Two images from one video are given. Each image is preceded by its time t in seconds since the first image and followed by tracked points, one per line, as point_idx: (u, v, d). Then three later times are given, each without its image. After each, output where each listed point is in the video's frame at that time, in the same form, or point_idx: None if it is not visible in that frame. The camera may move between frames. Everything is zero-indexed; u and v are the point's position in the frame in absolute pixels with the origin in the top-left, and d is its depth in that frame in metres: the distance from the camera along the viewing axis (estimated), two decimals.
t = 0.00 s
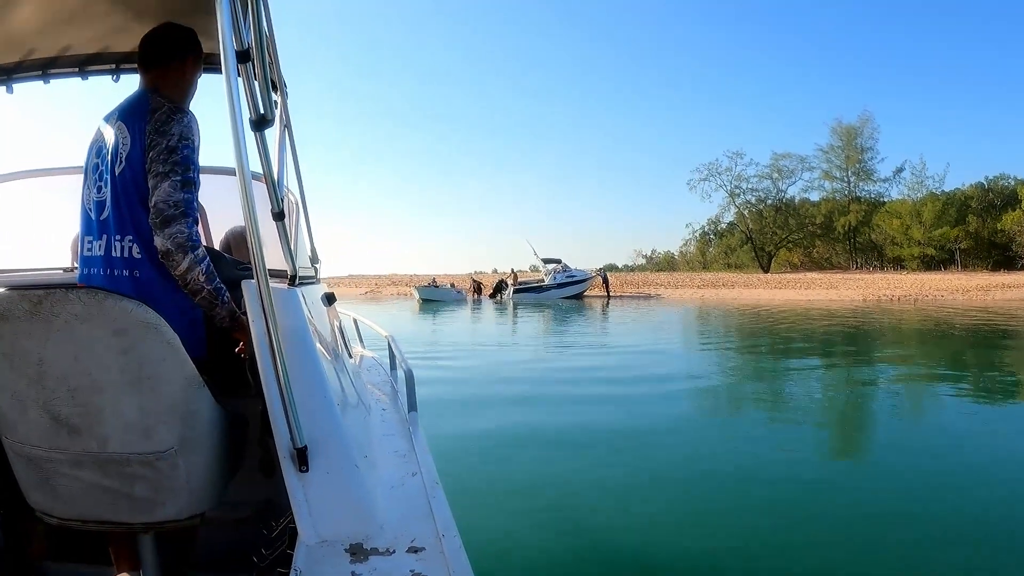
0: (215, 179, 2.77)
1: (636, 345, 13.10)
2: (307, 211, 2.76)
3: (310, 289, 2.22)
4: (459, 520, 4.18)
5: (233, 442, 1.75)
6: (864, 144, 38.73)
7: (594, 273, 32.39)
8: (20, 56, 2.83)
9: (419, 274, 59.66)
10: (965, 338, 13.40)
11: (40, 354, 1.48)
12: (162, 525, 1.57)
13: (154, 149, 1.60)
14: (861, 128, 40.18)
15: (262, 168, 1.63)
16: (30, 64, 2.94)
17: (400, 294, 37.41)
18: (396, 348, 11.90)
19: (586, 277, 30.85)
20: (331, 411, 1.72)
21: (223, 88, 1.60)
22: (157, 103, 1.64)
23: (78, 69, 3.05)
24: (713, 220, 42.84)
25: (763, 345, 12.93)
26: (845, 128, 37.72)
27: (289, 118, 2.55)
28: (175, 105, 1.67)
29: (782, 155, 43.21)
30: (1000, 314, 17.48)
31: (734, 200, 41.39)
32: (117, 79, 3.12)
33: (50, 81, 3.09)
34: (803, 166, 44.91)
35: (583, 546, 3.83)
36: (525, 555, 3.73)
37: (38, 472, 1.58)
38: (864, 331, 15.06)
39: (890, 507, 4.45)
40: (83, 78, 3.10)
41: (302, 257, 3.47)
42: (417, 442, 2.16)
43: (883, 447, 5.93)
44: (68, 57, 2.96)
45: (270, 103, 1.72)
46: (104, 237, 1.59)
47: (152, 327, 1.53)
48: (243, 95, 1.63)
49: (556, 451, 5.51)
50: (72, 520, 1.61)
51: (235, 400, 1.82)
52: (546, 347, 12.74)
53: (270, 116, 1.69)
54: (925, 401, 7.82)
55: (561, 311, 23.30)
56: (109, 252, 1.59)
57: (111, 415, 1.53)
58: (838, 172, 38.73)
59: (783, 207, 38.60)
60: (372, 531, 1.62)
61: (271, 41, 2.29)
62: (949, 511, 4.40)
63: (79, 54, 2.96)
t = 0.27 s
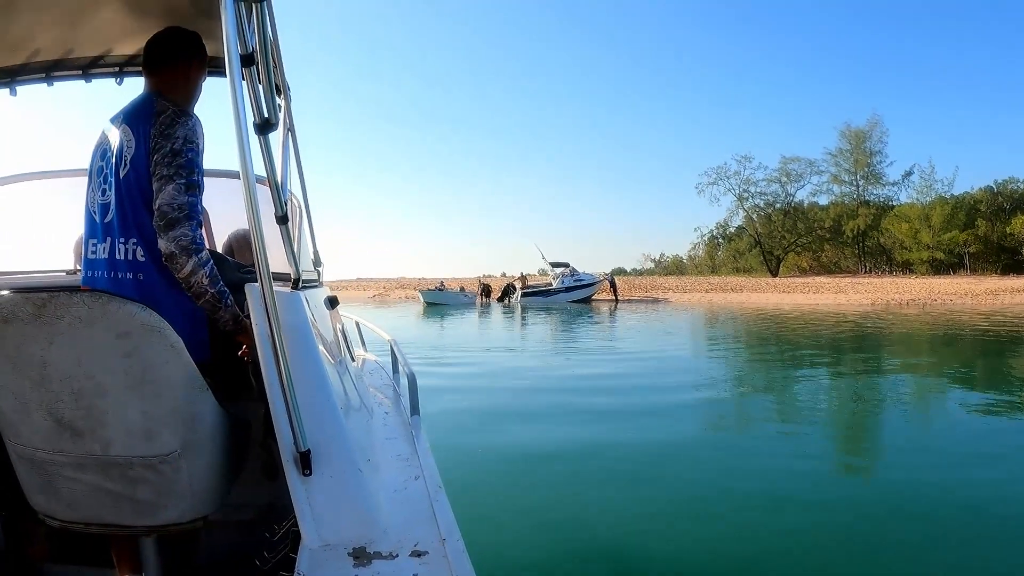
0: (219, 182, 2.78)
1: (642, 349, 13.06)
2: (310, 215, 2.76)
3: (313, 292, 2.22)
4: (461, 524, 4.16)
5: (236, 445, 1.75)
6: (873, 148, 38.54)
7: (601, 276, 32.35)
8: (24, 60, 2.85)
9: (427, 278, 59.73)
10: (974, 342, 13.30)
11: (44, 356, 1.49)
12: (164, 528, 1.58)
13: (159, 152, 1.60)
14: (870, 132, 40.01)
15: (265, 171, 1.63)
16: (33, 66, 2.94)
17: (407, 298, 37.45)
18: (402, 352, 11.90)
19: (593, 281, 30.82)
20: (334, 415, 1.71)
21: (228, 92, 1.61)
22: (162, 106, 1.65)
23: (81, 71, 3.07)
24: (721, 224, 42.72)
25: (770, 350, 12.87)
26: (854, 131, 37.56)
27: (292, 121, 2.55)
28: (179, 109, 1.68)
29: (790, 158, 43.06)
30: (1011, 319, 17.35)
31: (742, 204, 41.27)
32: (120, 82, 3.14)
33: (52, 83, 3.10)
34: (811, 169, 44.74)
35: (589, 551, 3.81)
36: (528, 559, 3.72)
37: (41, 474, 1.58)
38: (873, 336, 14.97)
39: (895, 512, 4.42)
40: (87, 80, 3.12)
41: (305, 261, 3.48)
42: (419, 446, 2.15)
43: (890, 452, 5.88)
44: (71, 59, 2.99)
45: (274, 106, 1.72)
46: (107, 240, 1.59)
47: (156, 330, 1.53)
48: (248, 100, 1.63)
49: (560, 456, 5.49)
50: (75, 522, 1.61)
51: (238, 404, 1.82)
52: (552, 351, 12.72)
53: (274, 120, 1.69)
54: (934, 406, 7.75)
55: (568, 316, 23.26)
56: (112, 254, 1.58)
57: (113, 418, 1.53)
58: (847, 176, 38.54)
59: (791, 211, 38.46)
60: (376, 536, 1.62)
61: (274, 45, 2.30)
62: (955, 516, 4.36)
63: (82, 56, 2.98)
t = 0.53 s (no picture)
0: (214, 186, 2.79)
1: (644, 351, 13.05)
2: (305, 218, 2.76)
3: (308, 295, 2.22)
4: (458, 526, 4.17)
5: (233, 449, 1.75)
6: (875, 147, 38.49)
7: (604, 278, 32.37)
8: (17, 64, 2.87)
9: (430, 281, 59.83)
10: (977, 342, 13.28)
11: (40, 360, 1.49)
12: (161, 531, 1.58)
13: (153, 156, 1.61)
14: (872, 132, 39.97)
15: (260, 174, 1.63)
16: (28, 70, 2.96)
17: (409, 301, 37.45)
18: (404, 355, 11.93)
19: (596, 283, 30.79)
20: (330, 418, 1.71)
21: (221, 95, 1.61)
22: (156, 109, 1.65)
23: (76, 76, 3.08)
24: (723, 225, 42.67)
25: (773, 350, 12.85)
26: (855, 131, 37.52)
27: (287, 123, 2.56)
28: (174, 112, 1.68)
29: (792, 159, 43.03)
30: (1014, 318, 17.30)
31: (744, 205, 41.23)
32: (115, 86, 3.15)
33: (48, 88, 3.12)
34: (813, 170, 44.73)
35: (590, 553, 3.81)
36: (528, 562, 3.72)
37: (38, 479, 1.58)
38: (876, 336, 14.96)
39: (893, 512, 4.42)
40: (81, 84, 3.13)
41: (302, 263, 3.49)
42: (415, 448, 2.15)
43: (892, 453, 5.86)
44: (65, 63, 3.00)
45: (268, 109, 1.72)
46: (103, 243, 1.60)
47: (151, 334, 1.53)
48: (242, 103, 1.63)
49: (560, 458, 5.49)
50: (71, 527, 1.61)
51: (234, 408, 1.82)
52: (554, 353, 12.72)
53: (268, 122, 1.69)
54: (936, 406, 7.73)
55: (570, 318, 23.24)
56: (108, 258, 1.59)
57: (109, 423, 1.53)
58: (849, 176, 38.50)
59: (794, 211, 38.44)
60: (372, 538, 1.61)
61: (269, 48, 2.31)
62: (957, 516, 4.35)
63: (76, 60, 2.99)
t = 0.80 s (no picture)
0: (210, 194, 2.79)
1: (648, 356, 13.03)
2: (301, 225, 2.77)
3: (305, 302, 2.22)
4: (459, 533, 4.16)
5: (230, 457, 1.75)
6: (877, 149, 38.44)
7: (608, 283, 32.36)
8: (12, 72, 2.89)
9: (435, 288, 59.82)
10: (981, 343, 13.25)
11: (37, 369, 1.49)
12: (158, 539, 1.58)
13: (149, 163, 1.61)
14: (874, 133, 39.93)
15: (255, 181, 1.63)
16: (23, 78, 2.98)
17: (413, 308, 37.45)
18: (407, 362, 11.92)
19: (600, 288, 30.77)
20: (326, 425, 1.71)
21: (216, 102, 1.61)
22: (151, 117, 1.66)
23: (71, 83, 3.10)
24: (726, 229, 42.62)
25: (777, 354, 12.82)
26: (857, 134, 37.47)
27: (282, 132, 2.58)
28: (169, 119, 1.69)
29: (794, 162, 43.00)
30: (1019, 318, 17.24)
31: (747, 208, 41.19)
32: (110, 93, 3.16)
33: (43, 96, 3.14)
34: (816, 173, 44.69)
35: (593, 559, 3.80)
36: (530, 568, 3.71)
37: (35, 487, 1.58)
38: (880, 338, 14.92)
39: (893, 515, 4.41)
40: (77, 92, 3.15)
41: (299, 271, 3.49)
42: (413, 454, 2.15)
43: (896, 456, 5.84)
44: (60, 71, 3.02)
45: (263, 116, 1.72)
46: (100, 251, 1.60)
47: (149, 341, 1.54)
48: (236, 110, 1.64)
49: (562, 464, 5.47)
50: (68, 535, 1.61)
51: (231, 414, 1.82)
52: (557, 359, 12.69)
53: (263, 129, 1.70)
54: (941, 409, 7.70)
55: (573, 323, 23.21)
56: (105, 266, 1.60)
57: (107, 430, 1.53)
58: (852, 178, 38.42)
59: (797, 214, 38.40)
60: (369, 544, 1.61)
61: (263, 56, 2.32)
62: (962, 519, 4.33)
63: (71, 68, 3.01)
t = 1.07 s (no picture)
0: (212, 196, 2.79)
1: (655, 359, 12.98)
2: (302, 227, 2.76)
3: (307, 304, 2.21)
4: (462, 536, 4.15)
5: (232, 459, 1.75)
6: (886, 151, 38.23)
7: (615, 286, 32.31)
8: (14, 74, 2.90)
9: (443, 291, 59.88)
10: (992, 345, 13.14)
11: (39, 371, 1.49)
12: (159, 542, 1.57)
13: (152, 165, 1.61)
14: (883, 135, 39.74)
15: (258, 183, 1.63)
16: (25, 80, 2.99)
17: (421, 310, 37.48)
18: (414, 365, 11.92)
19: (608, 291, 30.73)
20: (329, 427, 1.70)
21: (219, 105, 1.61)
22: (154, 119, 1.66)
23: (73, 85, 3.11)
24: (734, 231, 42.48)
25: (785, 357, 12.75)
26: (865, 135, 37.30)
27: (284, 134, 2.58)
28: (172, 121, 1.69)
29: (802, 164, 42.85)
30: None
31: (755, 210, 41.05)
32: (112, 95, 3.17)
33: (44, 98, 3.15)
34: (824, 175, 44.50)
35: (598, 562, 3.79)
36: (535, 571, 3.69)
37: (37, 489, 1.58)
38: (890, 341, 14.83)
39: (900, 518, 4.37)
40: (79, 94, 3.16)
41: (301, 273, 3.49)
42: (415, 456, 2.14)
43: (905, 459, 5.79)
44: (62, 73, 3.03)
45: (265, 119, 1.72)
46: (102, 253, 1.60)
47: (151, 344, 1.54)
48: (239, 112, 1.64)
49: (567, 467, 5.46)
50: (70, 538, 1.61)
51: (233, 417, 1.82)
52: (564, 362, 12.66)
53: (266, 132, 1.70)
54: (951, 411, 7.64)
55: (581, 326, 23.17)
56: (106, 268, 1.59)
57: (108, 432, 1.53)
58: (860, 180, 38.23)
59: (805, 216, 38.24)
60: (371, 547, 1.60)
61: (265, 58, 2.32)
62: (971, 521, 4.30)
63: (72, 70, 3.03)
